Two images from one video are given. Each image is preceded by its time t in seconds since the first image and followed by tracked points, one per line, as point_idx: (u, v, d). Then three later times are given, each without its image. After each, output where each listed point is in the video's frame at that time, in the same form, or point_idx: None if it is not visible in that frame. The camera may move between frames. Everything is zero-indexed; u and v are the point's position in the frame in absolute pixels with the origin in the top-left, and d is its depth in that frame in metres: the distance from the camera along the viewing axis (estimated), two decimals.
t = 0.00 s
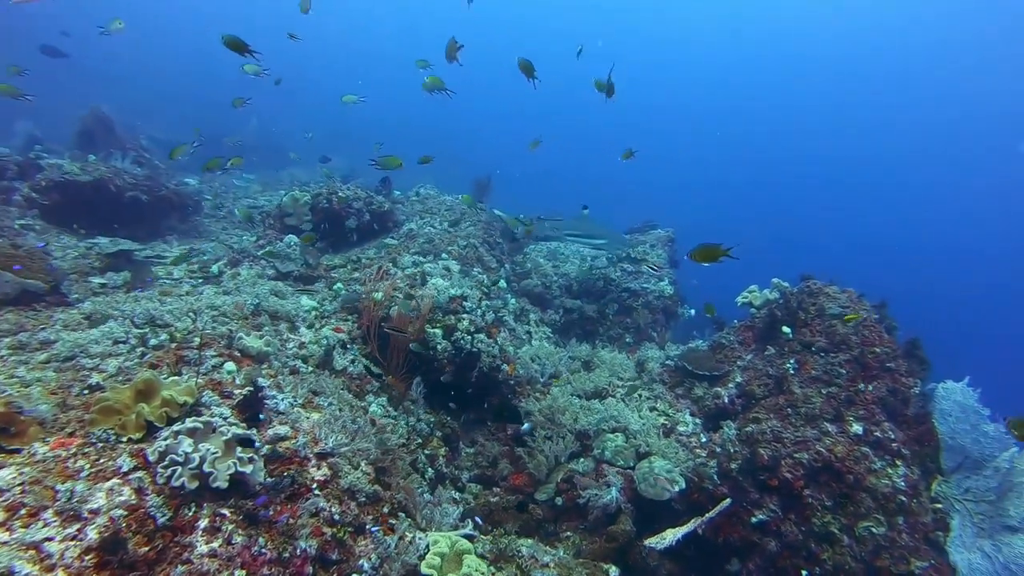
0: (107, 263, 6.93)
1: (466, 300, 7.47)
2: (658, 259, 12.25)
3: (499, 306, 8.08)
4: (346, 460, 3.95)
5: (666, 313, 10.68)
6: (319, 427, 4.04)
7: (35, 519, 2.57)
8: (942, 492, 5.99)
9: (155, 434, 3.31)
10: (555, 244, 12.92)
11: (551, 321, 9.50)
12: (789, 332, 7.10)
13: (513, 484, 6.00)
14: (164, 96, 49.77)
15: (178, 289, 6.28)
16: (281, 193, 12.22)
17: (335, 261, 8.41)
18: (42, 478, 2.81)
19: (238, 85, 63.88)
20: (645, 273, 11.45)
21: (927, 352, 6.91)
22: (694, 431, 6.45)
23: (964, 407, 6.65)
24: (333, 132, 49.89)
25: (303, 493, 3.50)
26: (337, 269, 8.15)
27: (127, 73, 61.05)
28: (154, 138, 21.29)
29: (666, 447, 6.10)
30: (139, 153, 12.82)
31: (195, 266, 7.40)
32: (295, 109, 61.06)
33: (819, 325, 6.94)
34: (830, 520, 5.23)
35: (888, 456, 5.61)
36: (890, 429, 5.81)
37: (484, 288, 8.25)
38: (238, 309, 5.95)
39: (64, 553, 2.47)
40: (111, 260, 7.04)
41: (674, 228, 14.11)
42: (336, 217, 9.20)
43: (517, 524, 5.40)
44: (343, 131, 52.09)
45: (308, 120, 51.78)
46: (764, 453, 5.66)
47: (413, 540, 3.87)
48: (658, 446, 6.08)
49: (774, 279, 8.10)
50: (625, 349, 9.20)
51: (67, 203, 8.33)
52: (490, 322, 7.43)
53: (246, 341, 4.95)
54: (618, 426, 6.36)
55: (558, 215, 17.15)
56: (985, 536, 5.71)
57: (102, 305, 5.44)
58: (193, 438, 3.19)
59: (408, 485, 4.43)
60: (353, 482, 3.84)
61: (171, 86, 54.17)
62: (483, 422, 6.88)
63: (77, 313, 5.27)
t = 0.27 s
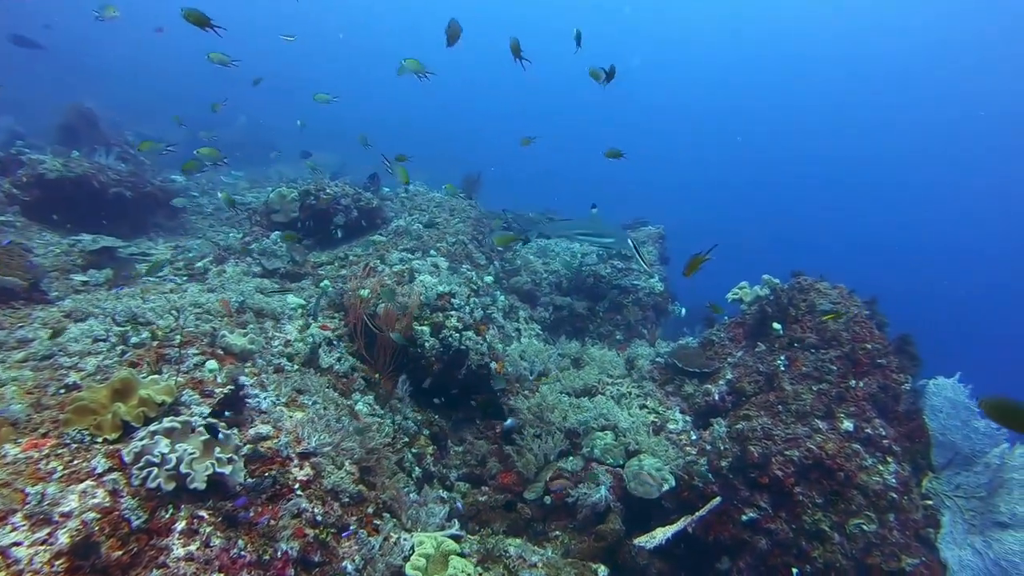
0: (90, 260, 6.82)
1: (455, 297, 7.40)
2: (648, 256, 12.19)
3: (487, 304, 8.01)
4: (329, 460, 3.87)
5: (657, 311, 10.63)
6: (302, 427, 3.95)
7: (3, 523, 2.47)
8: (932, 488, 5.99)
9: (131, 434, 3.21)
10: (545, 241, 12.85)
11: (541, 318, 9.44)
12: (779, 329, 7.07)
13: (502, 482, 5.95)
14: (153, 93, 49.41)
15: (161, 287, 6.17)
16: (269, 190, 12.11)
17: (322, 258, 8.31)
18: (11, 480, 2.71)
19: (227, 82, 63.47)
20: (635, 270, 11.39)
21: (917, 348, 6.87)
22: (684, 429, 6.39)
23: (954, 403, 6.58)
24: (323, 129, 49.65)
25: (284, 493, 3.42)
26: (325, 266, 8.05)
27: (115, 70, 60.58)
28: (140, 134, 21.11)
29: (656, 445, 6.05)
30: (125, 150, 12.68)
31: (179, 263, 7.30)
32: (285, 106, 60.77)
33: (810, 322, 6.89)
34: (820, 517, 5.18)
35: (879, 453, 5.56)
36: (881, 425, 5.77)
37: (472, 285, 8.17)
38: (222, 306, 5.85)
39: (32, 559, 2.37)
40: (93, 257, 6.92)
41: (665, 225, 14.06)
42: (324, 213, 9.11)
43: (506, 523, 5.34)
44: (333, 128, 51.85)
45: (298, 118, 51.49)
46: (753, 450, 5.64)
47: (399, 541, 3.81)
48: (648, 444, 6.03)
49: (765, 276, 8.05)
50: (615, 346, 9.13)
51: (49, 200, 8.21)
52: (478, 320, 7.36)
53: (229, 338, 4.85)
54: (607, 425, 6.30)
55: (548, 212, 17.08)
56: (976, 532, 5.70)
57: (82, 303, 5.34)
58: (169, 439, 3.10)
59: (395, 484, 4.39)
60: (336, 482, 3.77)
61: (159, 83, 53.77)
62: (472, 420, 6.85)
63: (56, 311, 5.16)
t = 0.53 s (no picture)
0: (69, 259, 6.70)
1: (440, 295, 7.33)
2: (637, 254, 12.16)
3: (474, 302, 7.94)
4: (309, 461, 3.79)
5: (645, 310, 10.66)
6: (281, 428, 3.87)
7: None
8: (920, 487, 5.98)
9: (103, 437, 3.10)
10: (533, 239, 12.80)
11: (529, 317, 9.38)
12: (767, 327, 7.01)
13: (488, 482, 5.90)
14: (139, 90, 49.04)
15: (142, 285, 6.07)
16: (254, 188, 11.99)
17: (307, 256, 8.21)
18: None
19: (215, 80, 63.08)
20: (624, 267, 11.35)
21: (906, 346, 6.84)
22: (671, 428, 6.34)
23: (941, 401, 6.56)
24: (312, 127, 49.43)
25: (263, 496, 3.35)
26: (310, 265, 7.95)
27: (102, 68, 60.11)
28: (125, 132, 20.89)
29: (643, 444, 6.01)
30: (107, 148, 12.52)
31: (161, 261, 7.19)
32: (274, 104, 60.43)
33: (798, 319, 6.85)
34: (808, 516, 5.14)
35: (867, 451, 5.52)
36: (868, 423, 5.73)
37: (459, 283, 8.10)
38: (203, 305, 5.75)
39: None
40: (73, 256, 6.80)
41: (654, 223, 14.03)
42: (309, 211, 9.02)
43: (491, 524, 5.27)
44: (322, 126, 51.63)
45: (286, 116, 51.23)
46: (742, 449, 5.60)
47: (382, 543, 3.78)
48: (635, 443, 5.98)
49: (753, 273, 8.02)
50: (603, 344, 9.08)
51: (28, 197, 8.07)
52: (464, 318, 7.29)
53: (209, 337, 4.76)
54: (594, 424, 6.24)
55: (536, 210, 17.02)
56: (962, 530, 5.67)
57: (58, 303, 5.24)
58: (142, 441, 3.01)
59: (380, 486, 4.36)
60: (316, 484, 3.70)
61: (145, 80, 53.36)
62: (458, 420, 6.84)
63: (31, 311, 5.05)
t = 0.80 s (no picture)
0: (42, 260, 6.59)
1: (422, 296, 7.26)
2: (622, 254, 12.12)
3: (457, 302, 7.88)
4: (284, 465, 3.72)
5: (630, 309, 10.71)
6: (255, 431, 3.79)
7: None
8: (902, 486, 5.87)
9: (65, 443, 3.03)
10: (517, 239, 12.74)
11: (513, 317, 9.32)
12: (750, 327, 7.05)
13: (470, 484, 5.87)
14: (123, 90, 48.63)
15: (117, 287, 5.97)
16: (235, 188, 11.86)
17: (288, 257, 8.12)
18: None
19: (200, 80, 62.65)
20: (610, 267, 11.33)
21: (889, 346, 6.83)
22: (654, 429, 6.30)
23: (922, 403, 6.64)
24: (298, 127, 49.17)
25: (234, 501, 3.27)
26: (290, 265, 7.86)
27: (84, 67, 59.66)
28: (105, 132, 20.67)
29: (626, 446, 5.97)
30: (85, 147, 12.36)
31: (139, 262, 7.08)
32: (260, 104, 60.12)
33: (781, 319, 6.83)
34: (791, 517, 5.11)
35: (849, 451, 5.51)
36: (851, 423, 5.72)
37: (442, 284, 8.04)
38: (179, 306, 5.65)
39: None
40: (47, 256, 6.69)
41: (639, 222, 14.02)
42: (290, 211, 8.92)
43: (472, 527, 5.22)
44: (308, 126, 51.37)
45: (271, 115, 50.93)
46: (725, 450, 5.58)
47: (358, 549, 3.71)
48: (617, 445, 5.95)
49: (737, 273, 8.00)
50: (587, 344, 9.03)
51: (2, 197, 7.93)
52: (447, 319, 7.23)
53: (183, 340, 4.68)
54: (577, 425, 6.20)
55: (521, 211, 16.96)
56: (942, 529, 5.66)
57: (29, 304, 5.13)
58: (106, 447, 2.93)
59: (358, 488, 4.30)
60: (290, 489, 3.63)
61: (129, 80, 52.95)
62: (440, 421, 6.75)
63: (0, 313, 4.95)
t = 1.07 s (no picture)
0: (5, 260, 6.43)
1: (397, 295, 7.17)
2: (599, 252, 12.10)
3: (433, 301, 7.80)
4: (250, 468, 3.61)
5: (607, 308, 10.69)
6: (220, 433, 3.69)
7: None
8: (876, 482, 5.84)
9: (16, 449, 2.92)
10: (495, 239, 12.67)
11: (490, 317, 9.25)
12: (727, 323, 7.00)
13: (445, 486, 5.80)
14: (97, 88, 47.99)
15: (82, 287, 5.83)
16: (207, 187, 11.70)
17: (261, 257, 8.00)
18: None
19: (176, 79, 61.98)
20: (588, 266, 11.30)
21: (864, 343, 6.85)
22: (631, 428, 6.26)
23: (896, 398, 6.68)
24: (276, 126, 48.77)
25: (197, 506, 3.17)
26: (263, 265, 7.74)
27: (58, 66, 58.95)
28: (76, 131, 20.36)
29: (602, 445, 5.92)
30: (54, 146, 12.13)
31: (106, 262, 6.94)
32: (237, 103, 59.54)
33: (758, 317, 6.82)
34: (767, 514, 5.09)
35: (825, 448, 5.51)
36: (826, 420, 5.72)
37: (417, 283, 7.95)
38: (146, 307, 5.52)
39: None
40: (11, 256, 6.53)
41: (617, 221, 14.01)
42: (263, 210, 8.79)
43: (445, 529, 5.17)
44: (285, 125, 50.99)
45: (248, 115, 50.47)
46: (701, 448, 5.55)
47: (327, 554, 3.58)
48: (593, 445, 5.90)
49: (713, 271, 7.98)
50: (564, 343, 8.98)
51: None
52: (422, 318, 7.15)
53: (148, 341, 4.56)
54: (553, 424, 6.15)
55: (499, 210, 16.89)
56: (916, 525, 5.67)
57: None
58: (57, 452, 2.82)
59: (328, 490, 4.21)
60: (256, 493, 3.51)
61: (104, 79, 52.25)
62: (416, 421, 6.67)
63: None
